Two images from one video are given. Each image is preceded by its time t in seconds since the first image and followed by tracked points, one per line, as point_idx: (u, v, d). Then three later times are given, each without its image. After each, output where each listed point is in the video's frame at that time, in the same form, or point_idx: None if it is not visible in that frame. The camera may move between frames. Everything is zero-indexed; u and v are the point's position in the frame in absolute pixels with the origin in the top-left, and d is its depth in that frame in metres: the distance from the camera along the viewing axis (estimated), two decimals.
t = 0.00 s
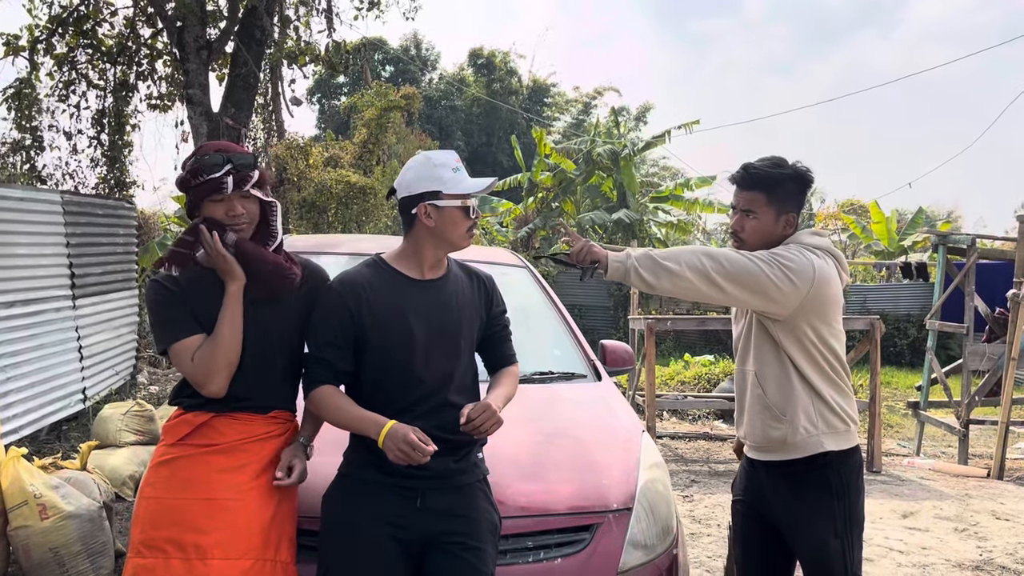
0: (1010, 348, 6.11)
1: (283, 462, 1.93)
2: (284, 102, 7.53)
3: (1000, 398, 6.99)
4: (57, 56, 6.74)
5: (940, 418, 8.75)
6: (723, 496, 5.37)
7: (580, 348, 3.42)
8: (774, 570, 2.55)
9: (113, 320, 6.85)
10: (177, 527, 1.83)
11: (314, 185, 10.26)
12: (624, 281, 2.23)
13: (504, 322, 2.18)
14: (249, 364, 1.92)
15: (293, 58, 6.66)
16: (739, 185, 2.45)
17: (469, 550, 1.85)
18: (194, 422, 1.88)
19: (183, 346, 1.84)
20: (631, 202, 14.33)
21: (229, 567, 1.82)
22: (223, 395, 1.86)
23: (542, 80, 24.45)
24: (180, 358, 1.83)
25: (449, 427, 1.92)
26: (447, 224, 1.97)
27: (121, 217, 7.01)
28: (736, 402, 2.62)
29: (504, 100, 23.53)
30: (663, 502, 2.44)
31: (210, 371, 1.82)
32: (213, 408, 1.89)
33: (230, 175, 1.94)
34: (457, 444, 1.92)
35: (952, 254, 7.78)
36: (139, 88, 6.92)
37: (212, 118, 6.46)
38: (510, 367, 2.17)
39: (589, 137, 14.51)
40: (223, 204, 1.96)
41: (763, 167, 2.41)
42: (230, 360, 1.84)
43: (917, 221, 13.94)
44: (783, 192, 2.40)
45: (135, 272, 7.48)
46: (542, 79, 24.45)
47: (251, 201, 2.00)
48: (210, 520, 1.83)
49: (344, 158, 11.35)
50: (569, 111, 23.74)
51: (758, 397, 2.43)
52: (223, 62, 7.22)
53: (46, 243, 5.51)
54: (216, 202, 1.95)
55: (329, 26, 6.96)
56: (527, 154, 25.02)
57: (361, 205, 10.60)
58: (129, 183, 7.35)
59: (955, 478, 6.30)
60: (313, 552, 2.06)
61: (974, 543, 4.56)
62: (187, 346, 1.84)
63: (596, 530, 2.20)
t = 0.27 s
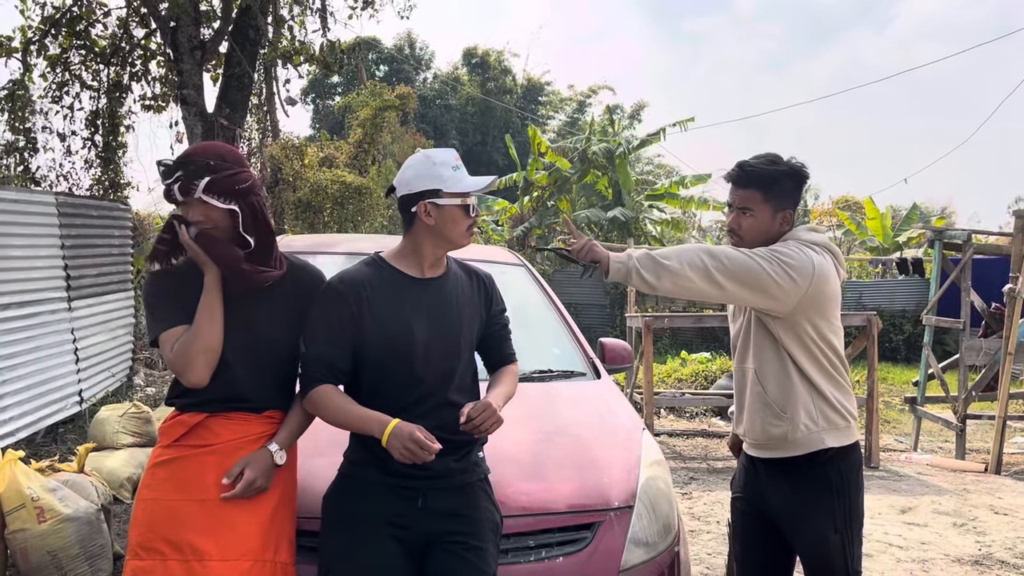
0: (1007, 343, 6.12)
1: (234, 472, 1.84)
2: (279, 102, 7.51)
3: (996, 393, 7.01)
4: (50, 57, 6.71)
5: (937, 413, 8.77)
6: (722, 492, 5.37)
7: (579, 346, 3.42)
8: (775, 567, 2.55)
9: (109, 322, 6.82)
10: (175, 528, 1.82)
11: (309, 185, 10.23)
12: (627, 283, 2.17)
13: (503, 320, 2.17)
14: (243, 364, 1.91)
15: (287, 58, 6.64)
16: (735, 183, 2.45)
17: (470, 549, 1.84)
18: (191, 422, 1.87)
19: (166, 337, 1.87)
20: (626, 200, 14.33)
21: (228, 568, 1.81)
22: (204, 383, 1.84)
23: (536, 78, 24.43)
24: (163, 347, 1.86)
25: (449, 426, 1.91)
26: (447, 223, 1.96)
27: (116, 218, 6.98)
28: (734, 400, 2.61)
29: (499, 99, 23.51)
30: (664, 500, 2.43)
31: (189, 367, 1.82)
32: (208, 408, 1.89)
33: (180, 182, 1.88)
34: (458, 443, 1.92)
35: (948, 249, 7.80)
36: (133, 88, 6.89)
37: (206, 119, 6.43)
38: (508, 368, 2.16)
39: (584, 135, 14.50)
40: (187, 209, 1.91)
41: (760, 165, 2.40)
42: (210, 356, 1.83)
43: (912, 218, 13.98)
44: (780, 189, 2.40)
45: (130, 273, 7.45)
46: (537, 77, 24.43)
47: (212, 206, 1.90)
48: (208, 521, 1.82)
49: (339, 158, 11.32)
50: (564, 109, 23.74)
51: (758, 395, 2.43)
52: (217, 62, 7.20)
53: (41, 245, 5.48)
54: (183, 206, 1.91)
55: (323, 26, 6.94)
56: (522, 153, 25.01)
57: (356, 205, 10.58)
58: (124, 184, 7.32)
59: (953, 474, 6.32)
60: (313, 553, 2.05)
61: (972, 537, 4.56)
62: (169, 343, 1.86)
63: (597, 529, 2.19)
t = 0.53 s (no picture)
0: (1002, 339, 6.15)
1: (231, 474, 1.84)
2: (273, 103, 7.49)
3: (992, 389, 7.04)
4: (43, 59, 6.67)
5: (932, 409, 8.81)
6: (720, 490, 5.38)
7: (579, 345, 3.42)
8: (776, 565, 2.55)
9: (104, 324, 6.79)
10: (171, 531, 1.82)
11: (304, 185, 10.20)
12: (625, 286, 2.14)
13: (504, 320, 2.18)
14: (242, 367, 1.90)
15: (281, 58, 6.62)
16: (731, 185, 2.45)
17: (474, 549, 1.85)
18: (186, 425, 1.86)
19: (161, 341, 1.88)
20: (620, 198, 14.34)
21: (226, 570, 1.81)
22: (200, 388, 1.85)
23: (530, 77, 24.42)
24: (159, 351, 1.88)
25: (452, 427, 1.91)
26: (449, 224, 1.96)
27: (111, 220, 6.95)
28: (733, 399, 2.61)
29: (493, 98, 23.49)
30: (666, 499, 2.44)
31: (186, 369, 1.82)
32: (205, 409, 1.88)
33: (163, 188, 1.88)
34: (460, 442, 1.91)
35: (942, 246, 7.83)
36: (126, 90, 6.86)
37: (201, 119, 6.40)
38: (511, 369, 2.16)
39: (578, 134, 14.50)
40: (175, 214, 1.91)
41: (756, 166, 2.41)
42: (207, 357, 1.83)
43: (905, 214, 14.04)
44: (776, 190, 2.40)
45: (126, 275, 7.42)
46: (530, 76, 24.41)
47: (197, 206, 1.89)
48: (203, 523, 1.82)
49: (333, 159, 11.30)
50: (557, 108, 23.74)
51: (757, 395, 2.43)
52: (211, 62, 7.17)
53: (36, 247, 5.45)
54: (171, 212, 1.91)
55: (317, 26, 6.93)
56: (516, 152, 24.99)
57: (351, 205, 10.56)
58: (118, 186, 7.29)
59: (950, 469, 6.35)
60: (316, 555, 2.05)
61: (970, 533, 4.59)
62: (167, 346, 1.87)
63: (599, 528, 2.20)
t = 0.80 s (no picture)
0: (997, 335, 6.19)
1: (236, 473, 1.84)
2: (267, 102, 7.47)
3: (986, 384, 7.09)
4: (36, 60, 6.64)
5: (927, 405, 8.86)
6: (719, 487, 5.40)
7: (579, 343, 3.43)
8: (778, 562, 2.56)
9: (100, 325, 6.76)
10: (175, 530, 1.81)
11: (298, 186, 10.18)
12: (628, 286, 2.14)
13: (507, 318, 2.18)
14: (244, 367, 1.90)
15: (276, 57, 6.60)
16: (731, 183, 2.47)
17: (480, 547, 1.85)
18: (189, 424, 1.86)
19: (161, 346, 1.86)
20: (614, 197, 14.35)
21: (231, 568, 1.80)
22: (201, 395, 1.84)
23: (522, 76, 24.41)
24: (159, 355, 1.86)
25: (456, 424, 1.92)
26: (451, 222, 1.96)
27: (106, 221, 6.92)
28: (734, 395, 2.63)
29: (485, 97, 23.47)
30: (668, 495, 2.45)
31: (185, 372, 1.81)
32: (207, 409, 1.88)
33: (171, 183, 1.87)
34: (464, 440, 1.92)
35: (936, 243, 7.87)
36: (120, 90, 6.83)
37: (195, 120, 6.38)
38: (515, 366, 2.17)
39: (572, 133, 14.51)
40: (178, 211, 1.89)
41: (755, 163, 2.42)
42: (207, 360, 1.83)
43: (897, 211, 14.11)
44: (777, 187, 2.42)
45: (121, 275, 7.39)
46: (522, 75, 24.40)
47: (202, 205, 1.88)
48: (208, 521, 1.81)
49: (327, 159, 11.27)
50: (550, 107, 23.74)
51: (759, 391, 2.45)
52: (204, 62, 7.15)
53: (32, 248, 5.43)
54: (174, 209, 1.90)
55: (311, 25, 6.92)
56: (509, 151, 25.00)
57: (346, 204, 10.54)
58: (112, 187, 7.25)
59: (946, 464, 6.39)
60: (321, 553, 2.06)
61: (967, 527, 4.62)
62: (167, 349, 1.86)
63: (603, 524, 2.21)
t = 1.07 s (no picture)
0: (991, 332, 6.24)
1: (244, 474, 1.84)
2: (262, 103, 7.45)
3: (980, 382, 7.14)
4: (30, 61, 6.61)
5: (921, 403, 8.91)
6: (717, 485, 5.43)
7: (580, 342, 3.44)
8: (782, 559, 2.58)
9: (97, 326, 6.74)
10: (184, 530, 1.81)
11: (293, 186, 10.16)
12: (632, 284, 2.16)
13: (512, 318, 2.19)
14: (249, 369, 1.91)
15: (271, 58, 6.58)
16: (735, 180, 2.49)
17: (487, 545, 1.86)
18: (196, 424, 1.86)
19: (166, 349, 1.86)
20: (608, 197, 14.37)
21: (240, 568, 1.81)
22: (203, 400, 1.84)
23: (515, 76, 24.41)
24: (164, 360, 1.86)
25: (463, 423, 1.92)
26: (457, 221, 1.97)
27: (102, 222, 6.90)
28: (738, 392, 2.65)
29: (478, 97, 23.46)
30: (671, 493, 2.46)
31: (188, 378, 1.81)
32: (214, 409, 1.89)
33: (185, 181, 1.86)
34: (470, 439, 1.93)
35: (930, 241, 7.92)
36: (115, 91, 6.81)
37: (191, 121, 6.37)
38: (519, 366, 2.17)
39: (566, 133, 14.52)
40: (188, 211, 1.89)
41: (760, 160, 2.44)
42: (210, 367, 1.82)
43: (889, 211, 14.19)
44: (780, 184, 2.44)
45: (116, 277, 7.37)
46: (515, 75, 24.40)
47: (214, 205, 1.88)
48: (216, 521, 1.82)
49: (322, 159, 11.24)
50: (543, 106, 23.75)
51: (763, 388, 2.47)
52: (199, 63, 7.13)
53: (29, 249, 5.41)
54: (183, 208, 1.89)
55: (307, 26, 6.90)
56: (503, 151, 25.01)
57: (341, 205, 10.53)
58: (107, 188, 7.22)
59: (942, 461, 6.44)
60: (329, 552, 2.06)
61: (965, 524, 4.66)
62: (170, 352, 1.86)
63: (609, 522, 2.22)
